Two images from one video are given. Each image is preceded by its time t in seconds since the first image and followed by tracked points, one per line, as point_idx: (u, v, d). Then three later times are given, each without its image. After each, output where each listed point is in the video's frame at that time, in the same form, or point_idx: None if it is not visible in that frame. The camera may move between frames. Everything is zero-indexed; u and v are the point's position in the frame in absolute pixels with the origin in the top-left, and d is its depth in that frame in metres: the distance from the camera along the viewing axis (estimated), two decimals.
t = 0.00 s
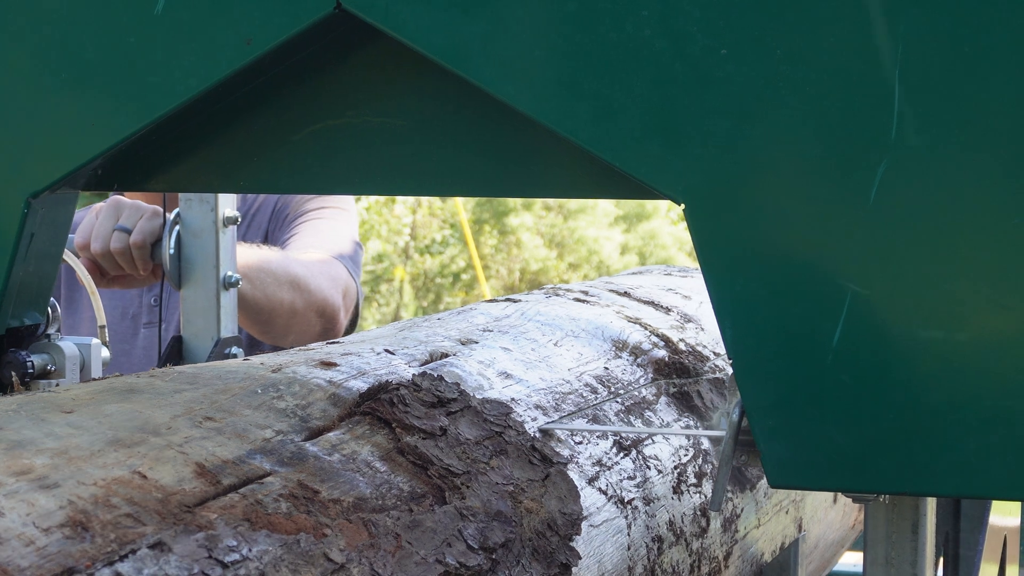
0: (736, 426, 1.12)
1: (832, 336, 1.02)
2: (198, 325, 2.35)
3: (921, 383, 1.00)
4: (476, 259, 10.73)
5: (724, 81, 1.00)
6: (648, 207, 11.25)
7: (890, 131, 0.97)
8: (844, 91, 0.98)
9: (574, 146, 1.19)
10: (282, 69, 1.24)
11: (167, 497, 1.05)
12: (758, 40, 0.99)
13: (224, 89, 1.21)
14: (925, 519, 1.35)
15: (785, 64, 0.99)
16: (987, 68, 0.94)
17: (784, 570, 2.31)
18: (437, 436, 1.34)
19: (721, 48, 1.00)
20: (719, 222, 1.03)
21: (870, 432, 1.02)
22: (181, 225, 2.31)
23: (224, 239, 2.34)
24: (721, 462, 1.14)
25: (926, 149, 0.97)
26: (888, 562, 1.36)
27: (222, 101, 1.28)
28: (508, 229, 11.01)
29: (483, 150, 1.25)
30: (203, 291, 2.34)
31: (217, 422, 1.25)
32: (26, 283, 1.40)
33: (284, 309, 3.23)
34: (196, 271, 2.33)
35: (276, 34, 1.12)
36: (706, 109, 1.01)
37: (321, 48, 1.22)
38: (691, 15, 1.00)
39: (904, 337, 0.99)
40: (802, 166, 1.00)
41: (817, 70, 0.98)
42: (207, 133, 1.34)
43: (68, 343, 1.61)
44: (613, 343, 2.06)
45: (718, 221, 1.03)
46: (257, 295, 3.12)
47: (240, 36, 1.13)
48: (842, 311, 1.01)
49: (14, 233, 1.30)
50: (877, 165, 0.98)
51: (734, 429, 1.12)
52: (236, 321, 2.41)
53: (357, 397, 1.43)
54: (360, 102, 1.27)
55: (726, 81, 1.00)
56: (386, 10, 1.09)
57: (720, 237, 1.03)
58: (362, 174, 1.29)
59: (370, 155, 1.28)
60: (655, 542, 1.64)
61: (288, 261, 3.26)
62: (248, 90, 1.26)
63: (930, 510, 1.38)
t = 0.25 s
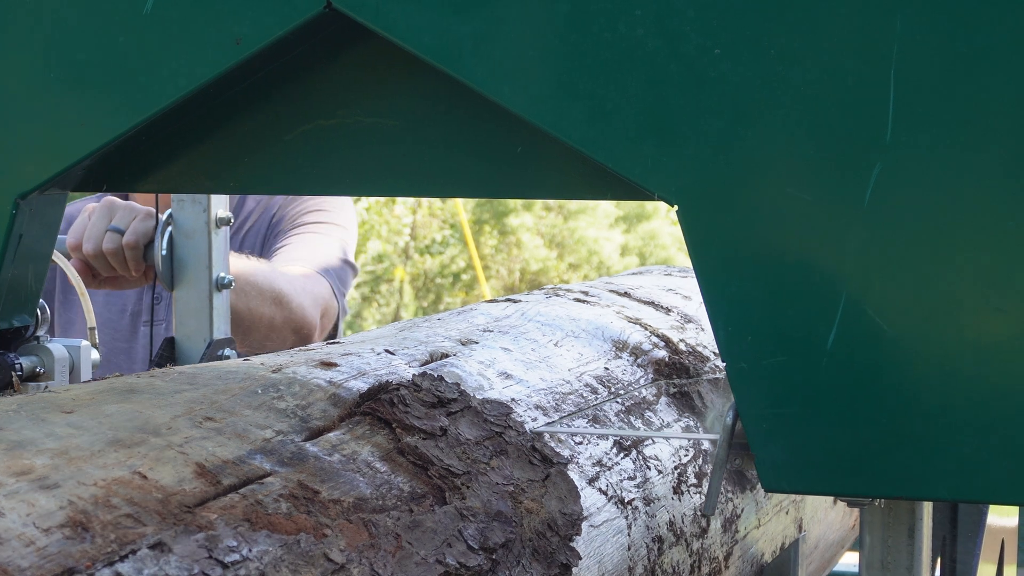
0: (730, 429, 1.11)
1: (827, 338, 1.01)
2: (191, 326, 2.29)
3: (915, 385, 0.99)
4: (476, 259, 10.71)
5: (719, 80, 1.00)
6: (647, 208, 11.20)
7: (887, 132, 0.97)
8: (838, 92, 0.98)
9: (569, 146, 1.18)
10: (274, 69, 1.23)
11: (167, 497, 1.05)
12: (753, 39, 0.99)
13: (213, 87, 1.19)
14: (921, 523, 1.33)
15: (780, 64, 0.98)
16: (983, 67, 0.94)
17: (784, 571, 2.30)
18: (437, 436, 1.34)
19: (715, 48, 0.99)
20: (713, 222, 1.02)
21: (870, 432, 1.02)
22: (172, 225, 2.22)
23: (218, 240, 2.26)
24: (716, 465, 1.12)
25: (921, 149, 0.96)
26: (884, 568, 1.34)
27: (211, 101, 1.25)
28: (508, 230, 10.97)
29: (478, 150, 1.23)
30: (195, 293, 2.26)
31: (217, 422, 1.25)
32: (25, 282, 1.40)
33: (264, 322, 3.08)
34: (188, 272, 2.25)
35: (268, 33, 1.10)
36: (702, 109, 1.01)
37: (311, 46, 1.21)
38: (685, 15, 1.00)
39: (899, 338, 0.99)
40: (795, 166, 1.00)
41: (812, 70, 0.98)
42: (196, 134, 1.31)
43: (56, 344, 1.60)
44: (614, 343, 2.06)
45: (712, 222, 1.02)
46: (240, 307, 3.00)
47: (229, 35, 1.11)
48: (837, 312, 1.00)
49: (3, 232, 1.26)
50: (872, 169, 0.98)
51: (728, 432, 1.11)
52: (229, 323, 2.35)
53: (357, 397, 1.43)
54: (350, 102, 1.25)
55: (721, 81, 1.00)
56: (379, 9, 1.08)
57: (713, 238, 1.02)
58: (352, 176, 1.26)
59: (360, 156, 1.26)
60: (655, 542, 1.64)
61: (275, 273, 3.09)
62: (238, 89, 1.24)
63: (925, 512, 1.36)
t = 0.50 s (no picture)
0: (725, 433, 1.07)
1: (823, 340, 0.97)
2: (183, 329, 2.20)
3: (914, 388, 0.95)
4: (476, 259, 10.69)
5: (713, 81, 0.96)
6: (647, 208, 11.13)
7: (881, 130, 0.93)
8: (837, 93, 0.94)
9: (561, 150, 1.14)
10: (266, 69, 1.18)
11: (167, 497, 1.05)
12: (749, 39, 0.95)
13: (203, 89, 1.14)
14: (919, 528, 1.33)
15: (777, 64, 0.94)
16: (986, 68, 0.91)
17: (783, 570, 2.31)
18: (437, 436, 1.33)
19: (709, 48, 0.95)
20: (709, 222, 0.98)
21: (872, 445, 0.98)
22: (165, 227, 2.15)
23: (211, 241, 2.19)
24: (709, 469, 1.08)
25: (922, 151, 0.93)
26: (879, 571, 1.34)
27: (201, 101, 1.20)
28: (508, 229, 10.93)
29: (467, 150, 1.19)
30: (188, 294, 2.18)
31: (218, 423, 1.25)
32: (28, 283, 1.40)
33: (260, 319, 3.05)
34: (180, 273, 2.17)
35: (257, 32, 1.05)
36: (696, 109, 0.96)
37: (305, 45, 1.16)
38: (679, 13, 0.96)
39: (898, 344, 0.95)
40: (796, 166, 0.95)
41: (808, 71, 0.94)
42: (183, 135, 1.25)
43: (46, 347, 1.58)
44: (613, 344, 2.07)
45: (710, 223, 0.98)
46: (234, 305, 2.97)
47: (221, 34, 1.06)
48: (830, 313, 0.96)
49: None
50: (865, 168, 0.94)
51: (723, 436, 1.08)
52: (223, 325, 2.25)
53: (357, 397, 1.43)
54: (344, 103, 1.20)
55: (715, 82, 0.96)
56: (368, 8, 1.03)
57: (709, 238, 0.98)
58: (345, 176, 1.22)
59: (358, 157, 1.21)
60: (655, 542, 1.64)
61: (269, 270, 3.07)
62: (229, 90, 1.19)
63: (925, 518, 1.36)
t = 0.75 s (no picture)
0: (719, 435, 1.07)
1: (817, 342, 0.97)
2: (176, 330, 2.19)
3: (912, 389, 0.95)
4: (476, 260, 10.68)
5: (707, 81, 0.95)
6: (647, 208, 11.11)
7: (878, 131, 0.93)
8: (832, 92, 0.93)
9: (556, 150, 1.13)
10: (257, 69, 1.17)
11: (167, 497, 1.05)
12: (743, 38, 0.94)
13: (194, 88, 1.13)
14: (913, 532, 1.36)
15: (772, 64, 0.94)
16: (982, 67, 0.90)
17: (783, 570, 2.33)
18: (437, 436, 1.33)
19: (703, 48, 0.95)
20: (702, 222, 0.98)
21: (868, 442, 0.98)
22: (159, 228, 2.15)
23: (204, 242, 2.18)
24: (705, 474, 1.08)
25: (917, 151, 0.92)
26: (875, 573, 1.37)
27: (193, 101, 1.19)
28: (508, 230, 10.88)
29: (459, 150, 1.17)
30: (181, 296, 2.17)
31: (217, 423, 1.25)
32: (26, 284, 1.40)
33: (253, 326, 3.04)
34: (173, 274, 2.16)
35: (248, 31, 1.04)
36: (690, 109, 0.96)
37: (294, 46, 1.15)
38: (672, 12, 0.95)
39: (896, 345, 0.95)
40: (799, 169, 0.95)
41: (802, 70, 0.94)
42: (177, 136, 1.25)
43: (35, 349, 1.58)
44: (613, 344, 2.07)
45: (701, 222, 0.98)
46: (227, 311, 2.96)
47: (211, 32, 1.05)
48: (826, 315, 0.96)
49: None
50: (863, 169, 0.94)
51: (717, 438, 1.08)
52: (215, 326, 2.26)
53: (357, 397, 1.43)
54: (335, 103, 1.19)
55: (709, 82, 0.95)
56: (361, 7, 1.02)
57: (703, 237, 0.98)
58: (337, 176, 1.20)
59: (350, 156, 1.19)
60: (655, 542, 1.64)
61: (268, 280, 3.06)
62: (221, 90, 1.19)
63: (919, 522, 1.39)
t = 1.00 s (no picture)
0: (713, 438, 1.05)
1: (813, 344, 0.96)
2: (169, 331, 2.13)
3: (908, 391, 0.94)
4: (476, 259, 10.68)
5: (700, 80, 0.94)
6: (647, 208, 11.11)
7: (875, 131, 0.92)
8: (829, 91, 0.92)
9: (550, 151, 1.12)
10: (245, 70, 1.16)
11: (167, 497, 1.05)
12: (737, 37, 0.93)
13: (181, 89, 1.12)
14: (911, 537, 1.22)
15: (768, 64, 0.93)
16: (978, 66, 0.89)
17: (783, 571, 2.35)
18: (437, 436, 1.33)
19: (697, 47, 0.94)
20: (698, 224, 0.96)
21: (866, 446, 0.96)
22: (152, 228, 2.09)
23: (197, 243, 2.12)
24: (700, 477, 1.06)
25: (913, 150, 0.91)
26: None
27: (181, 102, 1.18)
28: (508, 230, 10.84)
29: (451, 150, 1.17)
30: (174, 296, 2.11)
31: (218, 423, 1.25)
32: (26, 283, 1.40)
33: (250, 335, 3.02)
34: (166, 275, 2.11)
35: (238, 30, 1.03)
36: (684, 109, 0.95)
37: (283, 46, 1.14)
38: (666, 11, 0.94)
39: (890, 346, 0.94)
40: (796, 170, 0.94)
41: (794, 69, 0.93)
42: (167, 137, 1.23)
43: (26, 351, 1.59)
44: (613, 344, 2.07)
45: (695, 223, 0.96)
46: (224, 316, 2.95)
47: (201, 33, 1.04)
48: (821, 319, 0.95)
49: None
50: (859, 168, 0.93)
51: (711, 441, 1.05)
52: (210, 328, 2.19)
53: (357, 397, 1.43)
54: (325, 102, 1.18)
55: (704, 81, 0.94)
56: (353, 7, 1.01)
57: (698, 239, 0.97)
58: (328, 176, 1.20)
59: (343, 156, 1.19)
60: (654, 542, 1.64)
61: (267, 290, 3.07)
62: (208, 91, 1.17)
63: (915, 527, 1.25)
